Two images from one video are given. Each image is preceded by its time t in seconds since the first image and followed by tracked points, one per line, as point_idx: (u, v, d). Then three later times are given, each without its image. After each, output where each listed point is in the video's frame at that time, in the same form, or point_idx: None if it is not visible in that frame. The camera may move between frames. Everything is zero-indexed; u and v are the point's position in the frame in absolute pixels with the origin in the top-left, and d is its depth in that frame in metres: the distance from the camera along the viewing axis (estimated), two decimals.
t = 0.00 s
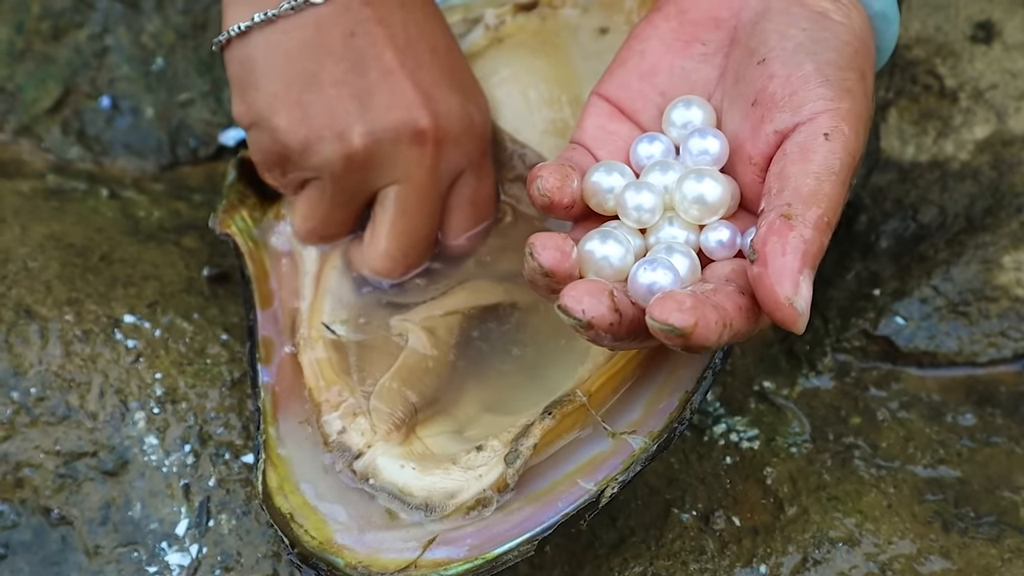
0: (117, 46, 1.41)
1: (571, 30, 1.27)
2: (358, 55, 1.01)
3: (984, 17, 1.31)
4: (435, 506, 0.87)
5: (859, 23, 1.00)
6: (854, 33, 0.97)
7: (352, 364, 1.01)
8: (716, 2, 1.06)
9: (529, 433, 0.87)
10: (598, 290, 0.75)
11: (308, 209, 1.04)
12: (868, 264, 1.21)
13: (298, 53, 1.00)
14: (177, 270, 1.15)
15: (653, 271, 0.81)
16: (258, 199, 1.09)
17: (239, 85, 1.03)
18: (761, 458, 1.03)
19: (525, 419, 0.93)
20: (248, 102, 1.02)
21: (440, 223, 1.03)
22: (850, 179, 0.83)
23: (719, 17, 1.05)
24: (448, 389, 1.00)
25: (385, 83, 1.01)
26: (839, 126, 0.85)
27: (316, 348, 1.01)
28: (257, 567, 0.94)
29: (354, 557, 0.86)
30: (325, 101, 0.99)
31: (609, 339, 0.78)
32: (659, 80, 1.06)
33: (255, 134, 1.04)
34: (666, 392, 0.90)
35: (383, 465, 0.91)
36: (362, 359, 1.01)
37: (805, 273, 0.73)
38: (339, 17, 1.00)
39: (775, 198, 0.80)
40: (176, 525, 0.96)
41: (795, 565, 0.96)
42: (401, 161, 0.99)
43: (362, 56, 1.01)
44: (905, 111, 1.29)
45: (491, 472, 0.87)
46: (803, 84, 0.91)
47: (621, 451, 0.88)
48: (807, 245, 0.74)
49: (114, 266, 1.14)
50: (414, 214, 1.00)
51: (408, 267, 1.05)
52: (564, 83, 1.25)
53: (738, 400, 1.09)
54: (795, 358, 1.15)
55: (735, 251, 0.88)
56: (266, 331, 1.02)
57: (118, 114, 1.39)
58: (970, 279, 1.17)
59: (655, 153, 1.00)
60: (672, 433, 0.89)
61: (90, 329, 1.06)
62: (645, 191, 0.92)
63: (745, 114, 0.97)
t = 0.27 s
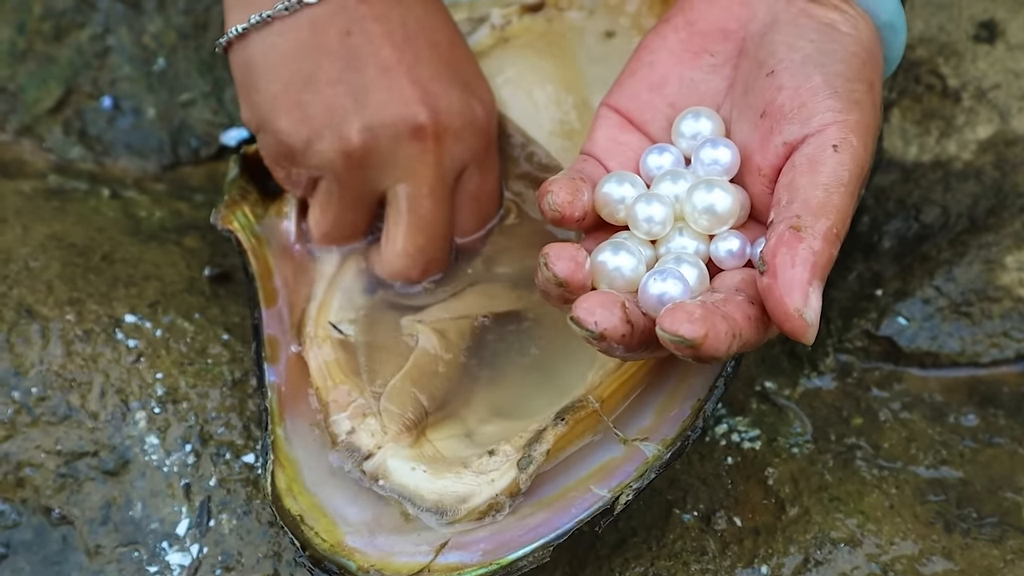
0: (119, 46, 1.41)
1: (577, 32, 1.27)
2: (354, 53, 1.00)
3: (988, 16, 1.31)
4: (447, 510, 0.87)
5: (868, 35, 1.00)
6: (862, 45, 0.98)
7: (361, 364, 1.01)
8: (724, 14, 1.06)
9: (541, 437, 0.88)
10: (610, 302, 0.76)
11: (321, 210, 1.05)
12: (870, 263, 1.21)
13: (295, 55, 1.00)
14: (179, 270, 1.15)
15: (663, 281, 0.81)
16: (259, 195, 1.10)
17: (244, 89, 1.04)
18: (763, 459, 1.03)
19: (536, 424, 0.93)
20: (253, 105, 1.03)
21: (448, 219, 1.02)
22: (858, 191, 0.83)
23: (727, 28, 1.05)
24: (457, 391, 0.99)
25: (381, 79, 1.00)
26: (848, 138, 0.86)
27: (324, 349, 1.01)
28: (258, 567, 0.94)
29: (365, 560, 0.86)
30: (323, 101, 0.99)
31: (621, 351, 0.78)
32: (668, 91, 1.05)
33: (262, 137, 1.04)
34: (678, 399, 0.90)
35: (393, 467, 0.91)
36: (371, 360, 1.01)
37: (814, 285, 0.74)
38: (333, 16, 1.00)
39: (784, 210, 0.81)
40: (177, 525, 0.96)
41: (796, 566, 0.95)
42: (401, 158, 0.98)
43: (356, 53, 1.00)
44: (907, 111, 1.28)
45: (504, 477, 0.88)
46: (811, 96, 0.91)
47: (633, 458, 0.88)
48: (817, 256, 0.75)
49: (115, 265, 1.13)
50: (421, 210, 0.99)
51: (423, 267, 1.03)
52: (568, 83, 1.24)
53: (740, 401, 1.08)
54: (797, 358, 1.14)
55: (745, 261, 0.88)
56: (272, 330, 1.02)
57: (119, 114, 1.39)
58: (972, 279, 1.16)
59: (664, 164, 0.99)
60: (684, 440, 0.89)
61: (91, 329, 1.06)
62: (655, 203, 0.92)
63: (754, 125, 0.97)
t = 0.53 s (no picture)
0: (119, 46, 1.41)
1: (590, 34, 1.27)
2: (326, 37, 0.96)
3: (987, 17, 1.31)
4: (459, 514, 0.87)
5: (873, 41, 1.02)
6: (867, 52, 0.99)
7: (370, 365, 1.01)
8: (730, 21, 1.06)
9: (554, 443, 0.90)
10: (623, 313, 0.79)
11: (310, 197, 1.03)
12: (871, 264, 1.20)
13: (269, 43, 0.98)
14: (179, 270, 1.15)
15: (672, 290, 0.82)
16: (261, 190, 1.08)
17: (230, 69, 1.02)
18: (763, 460, 1.03)
19: (548, 429, 0.94)
20: (239, 86, 1.02)
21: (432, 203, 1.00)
22: (865, 199, 0.85)
23: (734, 35, 1.05)
24: (466, 394, 1.00)
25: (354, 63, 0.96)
26: (854, 148, 0.87)
27: (330, 349, 1.01)
28: (258, 568, 0.94)
29: (378, 563, 0.86)
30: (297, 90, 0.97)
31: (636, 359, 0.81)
32: (676, 98, 1.06)
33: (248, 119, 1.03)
34: (687, 407, 0.92)
35: (404, 469, 0.91)
36: (380, 360, 1.01)
37: (821, 294, 0.75)
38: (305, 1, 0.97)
39: (791, 218, 0.82)
40: (177, 525, 0.96)
41: (796, 566, 0.96)
42: (377, 148, 0.95)
43: (328, 38, 0.96)
44: (907, 112, 1.29)
45: (516, 481, 0.88)
46: (817, 105, 0.92)
47: (645, 465, 0.89)
48: (823, 265, 0.76)
49: (116, 265, 1.14)
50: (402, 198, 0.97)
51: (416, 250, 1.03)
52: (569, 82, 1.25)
53: (739, 401, 1.08)
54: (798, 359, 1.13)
55: (752, 268, 0.89)
56: (276, 328, 1.01)
57: (120, 113, 1.39)
58: (972, 280, 1.17)
59: (672, 172, 1.00)
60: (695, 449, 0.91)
61: (91, 329, 1.06)
62: (664, 213, 0.93)
63: (760, 134, 0.98)
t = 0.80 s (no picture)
0: (120, 48, 1.40)
1: (590, 38, 1.28)
2: (370, 44, 0.96)
3: (987, 21, 1.31)
4: (464, 518, 0.88)
5: (877, 47, 1.02)
6: (870, 57, 1.00)
7: (373, 368, 1.01)
8: (734, 27, 1.07)
9: (559, 448, 0.90)
10: (626, 320, 0.79)
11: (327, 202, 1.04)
12: (870, 267, 1.20)
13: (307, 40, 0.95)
14: (180, 272, 1.15)
15: (675, 296, 0.83)
16: (262, 191, 1.08)
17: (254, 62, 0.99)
18: (763, 462, 1.03)
19: (554, 434, 0.95)
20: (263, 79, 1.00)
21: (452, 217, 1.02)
22: (867, 205, 0.86)
23: (737, 41, 1.06)
24: (469, 396, 1.00)
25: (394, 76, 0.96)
26: (857, 153, 0.88)
27: (332, 352, 1.02)
28: (259, 570, 0.94)
29: (382, 568, 0.86)
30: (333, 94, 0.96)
31: (639, 366, 0.81)
32: (680, 103, 1.06)
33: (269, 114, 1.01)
34: (691, 412, 0.91)
35: (408, 474, 0.92)
36: (384, 363, 1.02)
37: (822, 300, 0.77)
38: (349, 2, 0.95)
39: (794, 224, 0.83)
40: (178, 527, 0.96)
41: (795, 569, 0.96)
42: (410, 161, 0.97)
43: (371, 46, 0.96)
44: (907, 114, 1.28)
45: (521, 486, 0.89)
46: (821, 111, 0.93)
47: (649, 470, 0.89)
48: (825, 272, 0.78)
49: (117, 267, 1.14)
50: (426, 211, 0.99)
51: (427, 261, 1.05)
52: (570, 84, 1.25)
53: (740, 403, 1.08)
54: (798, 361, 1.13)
55: (756, 273, 0.90)
56: (280, 330, 1.00)
57: (121, 115, 1.39)
58: (972, 283, 1.17)
59: (677, 177, 1.00)
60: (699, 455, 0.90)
61: (92, 331, 1.06)
62: (669, 220, 0.93)
63: (763, 139, 0.99)
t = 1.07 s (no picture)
0: (123, 52, 1.41)
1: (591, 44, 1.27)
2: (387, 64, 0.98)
3: (987, 26, 1.32)
4: (472, 525, 0.89)
5: (878, 58, 1.02)
6: (872, 67, 1.00)
7: (379, 373, 1.02)
8: (737, 37, 1.07)
9: (566, 456, 0.91)
10: (630, 329, 0.80)
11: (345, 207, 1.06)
12: (870, 271, 1.21)
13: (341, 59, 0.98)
14: (182, 276, 1.15)
15: (679, 304, 0.83)
16: (265, 194, 1.08)
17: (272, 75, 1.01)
18: (764, 467, 1.04)
19: (559, 441, 0.95)
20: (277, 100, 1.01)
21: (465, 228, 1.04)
22: (868, 216, 0.86)
23: (740, 50, 1.07)
24: (474, 403, 1.00)
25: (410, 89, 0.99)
26: (857, 164, 0.88)
27: (337, 357, 1.02)
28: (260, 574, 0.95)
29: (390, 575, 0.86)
30: (355, 111, 0.98)
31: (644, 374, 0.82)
32: (684, 113, 1.07)
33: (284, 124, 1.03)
34: (698, 421, 0.93)
35: (415, 481, 0.92)
36: (390, 369, 1.02)
37: (824, 311, 0.77)
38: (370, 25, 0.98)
39: (796, 235, 0.84)
40: (180, 531, 0.97)
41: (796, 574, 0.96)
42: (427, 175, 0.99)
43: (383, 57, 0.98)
44: (908, 120, 1.29)
45: (529, 493, 0.90)
46: (822, 122, 0.93)
47: (656, 479, 0.91)
48: (827, 282, 0.78)
49: (119, 271, 1.14)
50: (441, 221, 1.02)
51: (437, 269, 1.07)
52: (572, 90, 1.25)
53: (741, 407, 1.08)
54: (798, 365, 1.14)
55: (758, 280, 0.90)
56: (285, 334, 1.01)
57: (123, 120, 1.39)
58: (972, 288, 1.17)
59: (681, 186, 1.01)
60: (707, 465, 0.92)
61: (95, 335, 1.07)
62: (672, 229, 0.93)
63: (766, 149, 0.99)
